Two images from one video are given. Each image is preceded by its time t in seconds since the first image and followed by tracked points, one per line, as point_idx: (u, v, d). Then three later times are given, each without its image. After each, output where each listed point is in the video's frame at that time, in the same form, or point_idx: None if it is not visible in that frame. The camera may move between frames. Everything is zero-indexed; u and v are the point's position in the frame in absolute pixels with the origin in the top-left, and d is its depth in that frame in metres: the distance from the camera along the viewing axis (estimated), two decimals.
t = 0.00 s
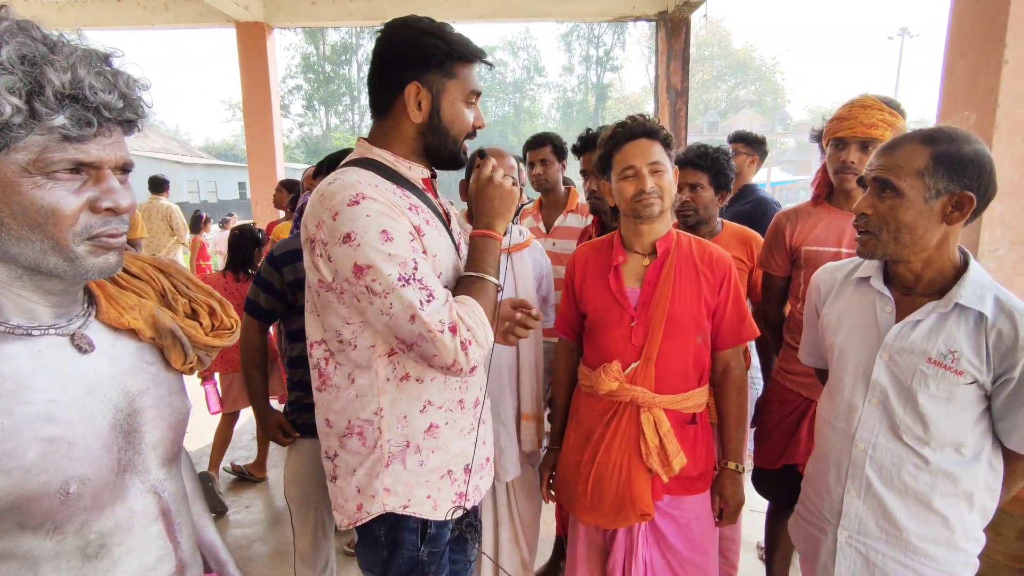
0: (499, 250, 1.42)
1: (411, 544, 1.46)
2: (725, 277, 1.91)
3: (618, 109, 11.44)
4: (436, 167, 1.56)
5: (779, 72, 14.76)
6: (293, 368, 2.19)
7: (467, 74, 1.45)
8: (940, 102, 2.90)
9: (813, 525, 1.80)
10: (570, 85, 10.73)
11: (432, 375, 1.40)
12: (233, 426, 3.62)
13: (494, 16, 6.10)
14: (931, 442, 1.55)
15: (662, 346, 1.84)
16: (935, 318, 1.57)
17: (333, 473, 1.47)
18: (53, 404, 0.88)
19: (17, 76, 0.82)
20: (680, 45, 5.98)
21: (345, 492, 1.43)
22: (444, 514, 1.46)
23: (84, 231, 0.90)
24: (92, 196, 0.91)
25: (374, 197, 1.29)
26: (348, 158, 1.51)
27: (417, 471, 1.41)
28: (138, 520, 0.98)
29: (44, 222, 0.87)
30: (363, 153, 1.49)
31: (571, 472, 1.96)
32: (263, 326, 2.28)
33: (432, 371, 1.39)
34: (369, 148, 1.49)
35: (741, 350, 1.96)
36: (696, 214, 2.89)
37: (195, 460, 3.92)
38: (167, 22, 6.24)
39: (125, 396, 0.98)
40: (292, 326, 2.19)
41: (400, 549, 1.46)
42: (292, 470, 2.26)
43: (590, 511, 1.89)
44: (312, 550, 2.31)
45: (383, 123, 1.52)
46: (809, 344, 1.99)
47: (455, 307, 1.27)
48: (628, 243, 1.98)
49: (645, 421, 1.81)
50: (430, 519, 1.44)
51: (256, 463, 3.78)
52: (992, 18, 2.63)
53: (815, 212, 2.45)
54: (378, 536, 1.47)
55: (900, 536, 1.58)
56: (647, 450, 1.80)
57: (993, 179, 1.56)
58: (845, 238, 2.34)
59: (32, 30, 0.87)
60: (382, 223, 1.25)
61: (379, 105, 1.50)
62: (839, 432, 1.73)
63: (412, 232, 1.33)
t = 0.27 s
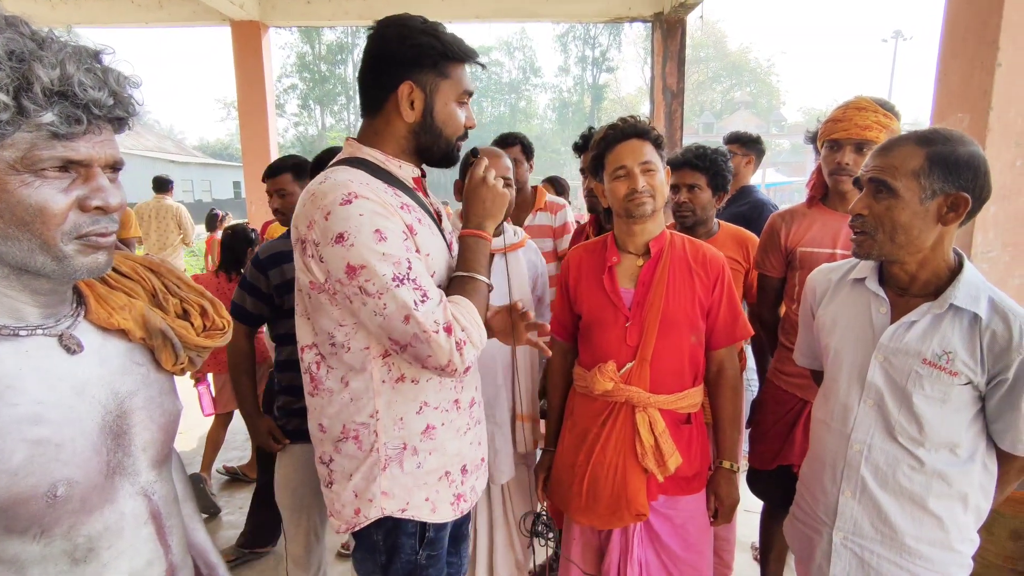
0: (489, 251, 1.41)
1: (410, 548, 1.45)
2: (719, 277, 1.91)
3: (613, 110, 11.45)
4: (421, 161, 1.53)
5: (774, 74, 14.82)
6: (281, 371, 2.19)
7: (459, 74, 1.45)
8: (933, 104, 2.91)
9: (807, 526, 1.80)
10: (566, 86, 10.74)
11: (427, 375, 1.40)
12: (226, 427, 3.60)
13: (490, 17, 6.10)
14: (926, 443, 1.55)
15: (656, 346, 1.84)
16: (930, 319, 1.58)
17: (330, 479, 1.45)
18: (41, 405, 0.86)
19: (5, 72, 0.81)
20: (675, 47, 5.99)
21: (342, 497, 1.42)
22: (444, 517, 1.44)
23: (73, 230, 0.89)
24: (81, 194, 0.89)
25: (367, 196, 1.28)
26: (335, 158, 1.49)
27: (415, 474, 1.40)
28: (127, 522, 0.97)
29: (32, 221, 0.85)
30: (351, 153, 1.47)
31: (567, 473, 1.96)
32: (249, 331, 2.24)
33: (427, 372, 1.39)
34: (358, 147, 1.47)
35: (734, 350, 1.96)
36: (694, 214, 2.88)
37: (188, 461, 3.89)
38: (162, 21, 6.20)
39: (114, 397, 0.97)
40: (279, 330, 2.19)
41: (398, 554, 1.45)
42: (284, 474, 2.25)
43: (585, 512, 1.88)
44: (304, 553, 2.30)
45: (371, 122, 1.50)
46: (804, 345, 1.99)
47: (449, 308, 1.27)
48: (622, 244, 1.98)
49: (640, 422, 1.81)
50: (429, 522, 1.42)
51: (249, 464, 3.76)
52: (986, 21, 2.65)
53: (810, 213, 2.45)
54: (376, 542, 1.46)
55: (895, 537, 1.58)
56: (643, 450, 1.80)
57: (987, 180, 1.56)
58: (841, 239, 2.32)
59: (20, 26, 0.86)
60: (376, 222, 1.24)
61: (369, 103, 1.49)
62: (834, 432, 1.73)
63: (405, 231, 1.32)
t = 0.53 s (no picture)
0: (480, 243, 1.42)
1: (399, 554, 1.44)
2: (712, 278, 1.90)
3: (609, 111, 11.46)
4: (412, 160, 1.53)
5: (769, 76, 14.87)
6: (272, 374, 2.18)
7: (440, 63, 1.44)
8: (927, 107, 2.92)
9: (805, 528, 1.80)
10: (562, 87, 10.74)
11: (415, 373, 1.38)
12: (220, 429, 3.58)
13: (486, 18, 6.09)
14: (923, 445, 1.55)
15: (649, 347, 1.83)
16: (926, 321, 1.58)
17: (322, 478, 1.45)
18: (27, 410, 0.85)
19: None
20: (671, 49, 6.01)
21: (332, 496, 1.41)
22: (433, 522, 1.42)
23: (60, 231, 0.87)
24: (69, 195, 0.88)
25: (345, 188, 1.28)
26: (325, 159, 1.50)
27: (402, 474, 1.38)
28: (116, 528, 0.96)
29: (19, 222, 0.84)
30: (340, 153, 1.47)
31: (563, 475, 1.95)
32: (239, 334, 2.22)
33: (416, 369, 1.38)
34: (345, 147, 1.47)
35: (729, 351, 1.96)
36: (691, 216, 2.89)
37: (181, 463, 3.87)
38: (156, 20, 6.17)
39: (103, 401, 0.95)
40: (270, 332, 2.19)
41: (388, 559, 1.44)
42: (276, 478, 2.23)
43: (578, 513, 1.88)
44: (297, 558, 2.29)
45: (358, 121, 1.50)
46: (801, 347, 1.99)
47: (436, 297, 1.26)
48: (616, 245, 1.98)
49: (634, 424, 1.80)
50: (417, 526, 1.40)
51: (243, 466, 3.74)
52: (979, 24, 2.66)
53: (805, 215, 2.46)
54: (366, 546, 1.44)
55: (892, 539, 1.59)
56: (637, 451, 1.79)
57: (982, 182, 1.57)
58: (836, 242, 2.33)
59: (9, 24, 0.85)
60: (355, 213, 1.23)
61: (355, 103, 1.49)
62: (831, 434, 1.73)
63: (388, 223, 1.31)
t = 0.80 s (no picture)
0: (475, 240, 1.44)
1: (389, 558, 1.44)
2: (707, 280, 1.90)
3: (605, 112, 11.45)
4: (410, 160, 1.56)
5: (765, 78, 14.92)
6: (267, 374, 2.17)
7: (434, 64, 1.47)
8: (922, 109, 2.93)
9: (799, 526, 1.80)
10: (559, 88, 10.75)
11: (405, 370, 1.37)
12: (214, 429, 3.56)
13: (483, 18, 6.09)
14: (915, 446, 1.55)
15: (644, 348, 1.83)
16: (920, 322, 1.58)
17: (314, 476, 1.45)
18: (8, 411, 0.84)
19: (55, 115, 0.80)
20: (667, 50, 6.02)
21: (323, 494, 1.41)
22: (419, 524, 1.42)
23: (65, 264, 0.87)
24: (81, 229, 0.88)
25: (334, 180, 1.29)
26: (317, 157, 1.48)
27: (389, 473, 1.37)
28: (102, 530, 0.95)
29: (28, 250, 0.84)
30: (333, 151, 1.46)
31: (556, 474, 1.95)
32: (235, 335, 2.20)
33: (405, 366, 1.37)
34: (339, 145, 1.47)
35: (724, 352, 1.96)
36: (686, 218, 2.90)
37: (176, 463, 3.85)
38: (152, 19, 6.15)
39: (86, 402, 0.95)
40: (266, 332, 2.18)
41: (378, 562, 1.44)
42: (270, 480, 2.21)
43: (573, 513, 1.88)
44: (291, 559, 2.28)
45: (352, 120, 1.50)
46: (798, 348, 2.00)
47: (429, 286, 1.26)
48: (611, 247, 1.98)
49: (627, 425, 1.80)
50: (404, 528, 1.40)
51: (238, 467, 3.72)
52: (973, 27, 2.67)
53: (801, 216, 2.46)
54: (355, 549, 1.44)
55: (885, 539, 1.59)
56: (630, 452, 1.79)
57: (974, 184, 1.56)
58: (831, 244, 2.34)
59: (74, 62, 0.85)
60: (344, 203, 1.24)
61: (348, 101, 1.48)
62: (825, 435, 1.74)
63: (378, 215, 1.31)
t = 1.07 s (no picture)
0: (472, 242, 1.43)
1: (383, 560, 1.43)
2: (706, 279, 1.90)
3: (603, 113, 11.52)
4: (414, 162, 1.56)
5: (763, 80, 14.95)
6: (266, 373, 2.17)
7: (438, 68, 1.48)
8: (920, 110, 2.94)
9: (795, 524, 1.80)
10: (557, 88, 10.75)
11: (399, 369, 1.37)
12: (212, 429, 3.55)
13: (482, 18, 6.09)
14: (910, 444, 1.55)
15: (643, 348, 1.83)
16: (916, 321, 1.58)
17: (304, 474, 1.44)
18: (4, 410, 0.83)
19: (140, 184, 0.86)
20: (666, 51, 6.02)
21: (315, 490, 1.41)
22: (407, 525, 1.41)
23: (82, 294, 0.87)
24: (105, 265, 0.87)
25: (337, 174, 1.29)
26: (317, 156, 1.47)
27: (379, 473, 1.36)
28: (95, 530, 0.94)
29: (57, 280, 0.84)
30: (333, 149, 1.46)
31: (554, 474, 1.94)
32: (236, 335, 2.19)
33: (399, 365, 1.36)
34: (339, 143, 1.46)
35: (722, 351, 1.96)
36: (682, 219, 2.90)
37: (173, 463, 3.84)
38: (150, 18, 6.14)
39: (82, 401, 0.94)
40: (265, 332, 2.17)
41: (372, 564, 1.43)
42: (270, 477, 2.22)
43: (571, 513, 1.87)
44: (289, 558, 2.27)
45: (354, 119, 1.48)
46: (795, 347, 2.00)
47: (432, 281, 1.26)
48: (610, 246, 1.97)
49: (626, 425, 1.80)
50: (392, 528, 1.39)
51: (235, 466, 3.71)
52: (971, 28, 2.67)
53: (799, 217, 2.46)
54: (348, 551, 1.43)
55: (878, 536, 1.59)
56: (629, 452, 1.79)
57: (975, 185, 1.57)
58: (830, 243, 2.33)
59: (163, 131, 0.90)
60: (347, 198, 1.24)
61: (351, 100, 1.47)
62: (821, 433, 1.73)
63: (380, 212, 1.31)
